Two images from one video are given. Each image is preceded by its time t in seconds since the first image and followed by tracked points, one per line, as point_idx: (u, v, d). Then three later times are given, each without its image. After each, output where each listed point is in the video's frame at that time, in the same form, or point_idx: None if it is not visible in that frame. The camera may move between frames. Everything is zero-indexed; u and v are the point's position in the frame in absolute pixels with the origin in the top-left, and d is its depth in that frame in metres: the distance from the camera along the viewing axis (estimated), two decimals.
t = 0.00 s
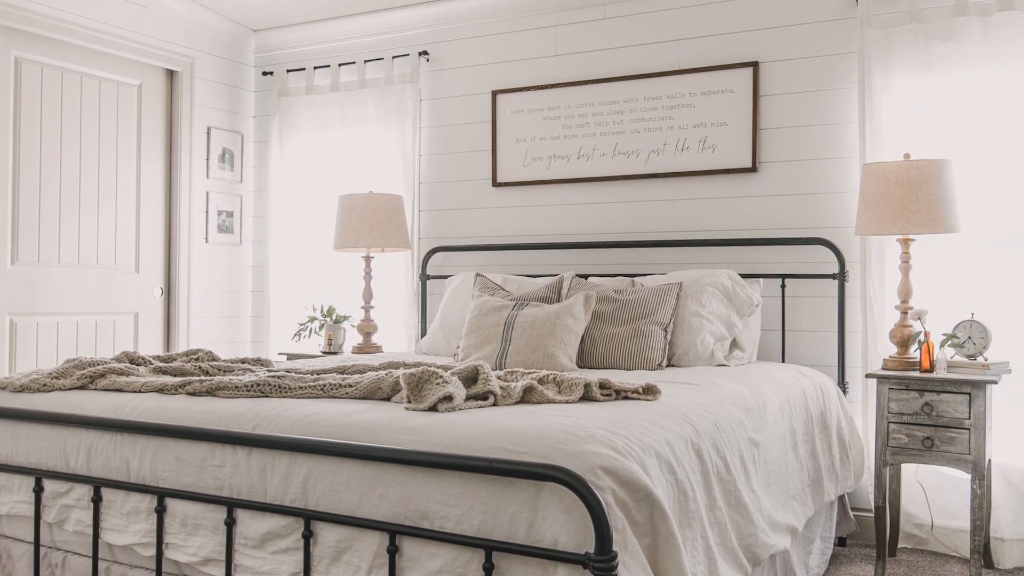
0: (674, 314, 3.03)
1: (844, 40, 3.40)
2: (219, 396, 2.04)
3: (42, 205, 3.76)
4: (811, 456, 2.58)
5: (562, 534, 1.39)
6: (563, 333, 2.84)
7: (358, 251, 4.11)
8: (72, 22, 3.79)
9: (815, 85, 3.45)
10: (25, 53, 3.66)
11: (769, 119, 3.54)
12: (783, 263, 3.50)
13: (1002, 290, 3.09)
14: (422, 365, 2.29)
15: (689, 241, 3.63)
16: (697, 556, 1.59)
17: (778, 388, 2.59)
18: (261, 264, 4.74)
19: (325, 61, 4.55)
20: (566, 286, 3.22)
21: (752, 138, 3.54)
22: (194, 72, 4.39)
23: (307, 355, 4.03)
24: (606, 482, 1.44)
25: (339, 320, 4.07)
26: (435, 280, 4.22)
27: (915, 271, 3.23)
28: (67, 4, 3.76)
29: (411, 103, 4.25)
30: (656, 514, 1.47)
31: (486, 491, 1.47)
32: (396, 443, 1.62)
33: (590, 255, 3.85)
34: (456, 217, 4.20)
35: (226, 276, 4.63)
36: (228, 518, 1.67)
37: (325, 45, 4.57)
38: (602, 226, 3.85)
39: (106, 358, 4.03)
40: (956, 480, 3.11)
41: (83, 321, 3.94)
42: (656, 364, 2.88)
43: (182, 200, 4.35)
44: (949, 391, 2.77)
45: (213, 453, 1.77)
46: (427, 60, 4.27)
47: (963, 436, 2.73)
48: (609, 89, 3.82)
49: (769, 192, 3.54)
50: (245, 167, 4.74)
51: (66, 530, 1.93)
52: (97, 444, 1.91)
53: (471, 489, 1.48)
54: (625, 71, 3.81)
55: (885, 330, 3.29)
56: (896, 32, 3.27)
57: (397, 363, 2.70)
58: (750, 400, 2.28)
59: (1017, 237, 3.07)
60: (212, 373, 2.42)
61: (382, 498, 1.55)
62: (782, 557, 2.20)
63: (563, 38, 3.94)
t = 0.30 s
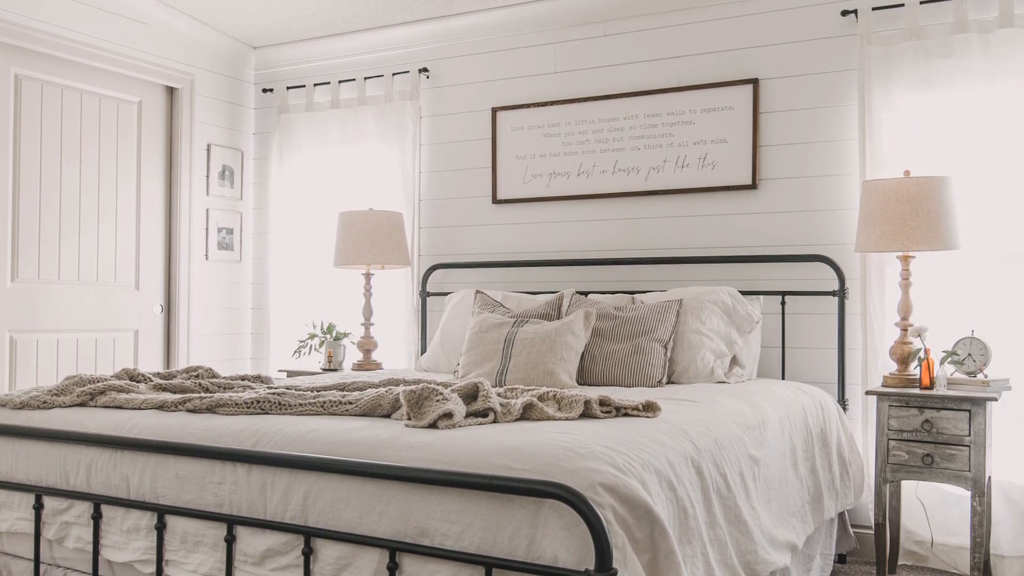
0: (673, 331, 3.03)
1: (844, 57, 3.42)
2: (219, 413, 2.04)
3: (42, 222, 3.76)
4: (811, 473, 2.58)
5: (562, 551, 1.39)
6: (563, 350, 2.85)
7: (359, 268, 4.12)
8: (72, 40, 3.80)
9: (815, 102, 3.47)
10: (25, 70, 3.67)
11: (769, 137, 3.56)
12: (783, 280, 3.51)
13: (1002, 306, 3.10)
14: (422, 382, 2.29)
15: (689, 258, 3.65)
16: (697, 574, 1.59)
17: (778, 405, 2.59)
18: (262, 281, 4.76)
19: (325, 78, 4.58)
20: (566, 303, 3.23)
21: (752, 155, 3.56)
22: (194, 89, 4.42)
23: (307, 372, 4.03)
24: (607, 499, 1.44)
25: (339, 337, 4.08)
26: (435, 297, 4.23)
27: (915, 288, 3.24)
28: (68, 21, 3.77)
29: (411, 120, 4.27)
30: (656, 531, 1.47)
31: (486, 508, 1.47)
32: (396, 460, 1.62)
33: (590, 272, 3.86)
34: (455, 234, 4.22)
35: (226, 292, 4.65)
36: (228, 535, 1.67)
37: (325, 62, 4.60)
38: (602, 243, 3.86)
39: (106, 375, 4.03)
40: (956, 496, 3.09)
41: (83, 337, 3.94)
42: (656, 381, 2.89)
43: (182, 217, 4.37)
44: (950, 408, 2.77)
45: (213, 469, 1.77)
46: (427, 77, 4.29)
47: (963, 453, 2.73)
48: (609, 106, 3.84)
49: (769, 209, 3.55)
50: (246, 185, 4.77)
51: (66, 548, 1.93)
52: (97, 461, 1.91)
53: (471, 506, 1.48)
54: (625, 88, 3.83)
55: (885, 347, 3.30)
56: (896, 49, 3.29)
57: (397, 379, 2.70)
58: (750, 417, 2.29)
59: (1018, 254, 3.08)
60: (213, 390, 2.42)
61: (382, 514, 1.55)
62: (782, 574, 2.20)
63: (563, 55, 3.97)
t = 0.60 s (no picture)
0: (673, 348, 3.04)
1: (844, 74, 3.45)
2: (219, 430, 2.05)
3: (42, 240, 3.76)
4: (811, 489, 2.58)
5: (562, 568, 1.39)
6: (563, 367, 2.85)
7: (359, 285, 4.13)
8: (73, 56, 3.81)
9: (815, 119, 3.49)
10: (25, 87, 3.67)
11: (768, 154, 3.58)
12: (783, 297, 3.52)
13: (1002, 323, 3.11)
14: (422, 399, 2.30)
15: (688, 275, 3.66)
16: None
17: (777, 422, 2.59)
18: (262, 298, 4.77)
19: (325, 95, 4.61)
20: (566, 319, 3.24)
21: (752, 172, 3.58)
22: (194, 106, 4.44)
23: (307, 389, 4.03)
24: (607, 516, 1.45)
25: (339, 353, 4.08)
26: (435, 314, 4.24)
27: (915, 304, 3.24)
28: (69, 38, 3.78)
29: (411, 137, 4.29)
30: (656, 549, 1.47)
31: (486, 525, 1.47)
32: (396, 477, 1.62)
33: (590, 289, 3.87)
34: (455, 251, 4.24)
35: (226, 309, 4.66)
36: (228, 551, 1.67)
37: (325, 79, 4.63)
38: (602, 260, 3.88)
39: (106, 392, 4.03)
40: (956, 514, 3.09)
41: (83, 354, 3.94)
42: (656, 398, 2.89)
43: (182, 234, 4.38)
44: (950, 425, 2.77)
45: (212, 486, 1.77)
46: (427, 94, 4.32)
47: (964, 470, 2.73)
48: (608, 124, 3.86)
49: (768, 226, 3.57)
50: (246, 202, 4.79)
51: (66, 565, 1.93)
52: (97, 478, 1.91)
53: (471, 523, 1.48)
54: (625, 105, 3.86)
55: (885, 363, 3.30)
56: (896, 65, 3.31)
57: (396, 396, 2.71)
58: (750, 433, 2.29)
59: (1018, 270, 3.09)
60: (212, 407, 2.43)
61: (382, 531, 1.56)
62: None
63: (562, 72, 4.00)
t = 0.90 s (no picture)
0: (673, 365, 3.04)
1: (843, 91, 3.47)
2: (219, 447, 2.05)
3: (43, 257, 3.77)
4: (811, 506, 2.58)
5: None
6: (563, 384, 2.86)
7: (359, 302, 4.14)
8: (73, 73, 3.82)
9: (814, 136, 3.51)
10: (26, 104, 3.67)
11: (769, 171, 3.59)
12: (782, 314, 3.53)
13: (1002, 340, 3.11)
14: (422, 416, 2.30)
15: (688, 292, 3.67)
16: None
17: (777, 439, 2.59)
18: (261, 315, 4.78)
19: (325, 112, 4.64)
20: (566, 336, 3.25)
21: (752, 189, 3.60)
22: (194, 123, 4.47)
23: (307, 407, 4.04)
24: (607, 533, 1.45)
25: (339, 371, 4.08)
26: (435, 330, 4.25)
27: (915, 321, 3.25)
28: (69, 54, 3.80)
29: (411, 155, 4.32)
30: (657, 565, 1.47)
31: (486, 541, 1.47)
32: (396, 494, 1.63)
33: (590, 306, 3.88)
34: (455, 268, 4.25)
35: (226, 326, 4.67)
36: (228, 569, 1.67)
37: (325, 96, 4.66)
38: (602, 277, 3.89)
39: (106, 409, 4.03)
40: (956, 531, 3.08)
41: (84, 371, 3.94)
42: (656, 415, 2.89)
43: (182, 252, 4.40)
44: (950, 442, 2.77)
45: (212, 503, 1.77)
46: (427, 111, 4.35)
47: (963, 487, 2.73)
48: (608, 141, 3.89)
49: (767, 243, 3.58)
50: (246, 219, 4.81)
51: None
52: (97, 495, 1.91)
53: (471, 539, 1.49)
54: (624, 122, 3.88)
55: (885, 380, 3.31)
56: (897, 82, 3.33)
57: (396, 413, 2.71)
58: (750, 450, 2.29)
59: (1018, 287, 3.10)
60: (212, 424, 2.43)
61: (382, 548, 1.56)
62: None
63: (562, 88, 4.03)
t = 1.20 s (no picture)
0: (673, 382, 3.05)
1: (841, 109, 3.50)
2: (219, 464, 2.05)
3: (43, 274, 3.78)
4: (811, 523, 2.58)
5: None
6: (563, 401, 2.86)
7: (359, 318, 4.15)
8: (73, 90, 3.84)
9: (812, 154, 3.54)
10: (26, 121, 3.69)
11: (768, 188, 3.61)
12: (782, 330, 3.54)
13: (1002, 357, 3.12)
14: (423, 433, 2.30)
15: (687, 309, 3.68)
16: None
17: (777, 456, 2.59)
18: (262, 332, 4.79)
19: (327, 129, 4.67)
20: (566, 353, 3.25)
21: (752, 205, 3.62)
22: (194, 140, 4.49)
23: (307, 424, 4.04)
24: (607, 550, 1.45)
25: (339, 388, 4.09)
26: (435, 347, 4.26)
27: (915, 338, 3.26)
28: (69, 71, 3.82)
29: (411, 172, 4.34)
30: None
31: (486, 558, 1.48)
32: (396, 511, 1.63)
33: (589, 323, 3.89)
34: (455, 285, 4.26)
35: (226, 343, 4.68)
36: None
37: (325, 113, 4.69)
38: (602, 293, 3.90)
39: (106, 426, 4.03)
40: (957, 548, 3.07)
41: (84, 388, 3.95)
42: (656, 432, 2.89)
43: (182, 268, 4.41)
44: (950, 459, 2.77)
45: (212, 520, 1.78)
46: (427, 128, 4.38)
47: (964, 503, 2.73)
48: (607, 158, 3.91)
49: (767, 260, 3.60)
50: (246, 236, 4.82)
51: None
52: (97, 512, 1.92)
53: (471, 557, 1.49)
54: (625, 138, 3.91)
55: (885, 398, 3.31)
56: (896, 99, 3.36)
57: (396, 430, 2.71)
58: (750, 467, 2.30)
59: (1018, 304, 3.11)
60: (212, 441, 2.43)
61: (382, 565, 1.56)
62: None
63: (562, 105, 4.06)
